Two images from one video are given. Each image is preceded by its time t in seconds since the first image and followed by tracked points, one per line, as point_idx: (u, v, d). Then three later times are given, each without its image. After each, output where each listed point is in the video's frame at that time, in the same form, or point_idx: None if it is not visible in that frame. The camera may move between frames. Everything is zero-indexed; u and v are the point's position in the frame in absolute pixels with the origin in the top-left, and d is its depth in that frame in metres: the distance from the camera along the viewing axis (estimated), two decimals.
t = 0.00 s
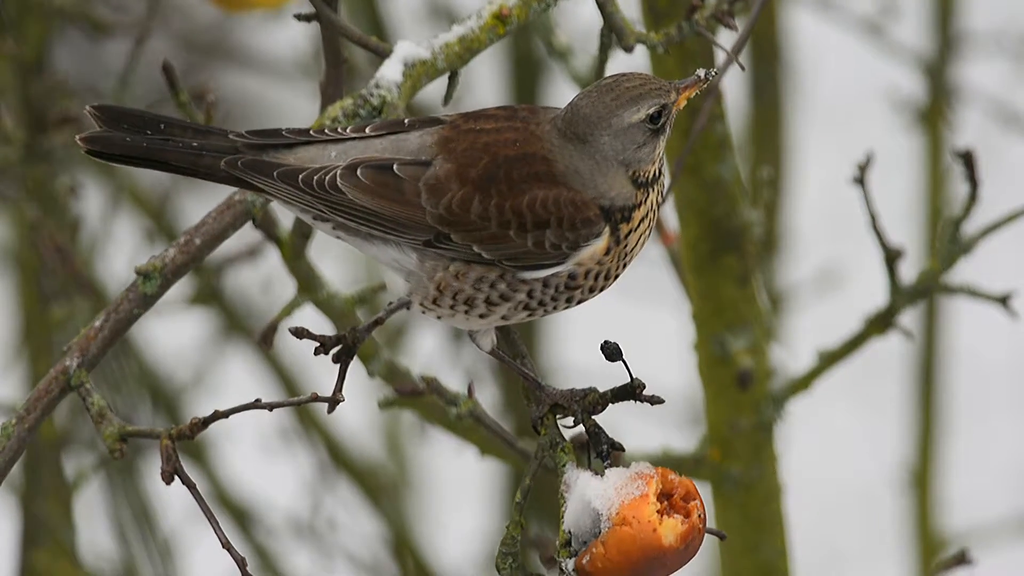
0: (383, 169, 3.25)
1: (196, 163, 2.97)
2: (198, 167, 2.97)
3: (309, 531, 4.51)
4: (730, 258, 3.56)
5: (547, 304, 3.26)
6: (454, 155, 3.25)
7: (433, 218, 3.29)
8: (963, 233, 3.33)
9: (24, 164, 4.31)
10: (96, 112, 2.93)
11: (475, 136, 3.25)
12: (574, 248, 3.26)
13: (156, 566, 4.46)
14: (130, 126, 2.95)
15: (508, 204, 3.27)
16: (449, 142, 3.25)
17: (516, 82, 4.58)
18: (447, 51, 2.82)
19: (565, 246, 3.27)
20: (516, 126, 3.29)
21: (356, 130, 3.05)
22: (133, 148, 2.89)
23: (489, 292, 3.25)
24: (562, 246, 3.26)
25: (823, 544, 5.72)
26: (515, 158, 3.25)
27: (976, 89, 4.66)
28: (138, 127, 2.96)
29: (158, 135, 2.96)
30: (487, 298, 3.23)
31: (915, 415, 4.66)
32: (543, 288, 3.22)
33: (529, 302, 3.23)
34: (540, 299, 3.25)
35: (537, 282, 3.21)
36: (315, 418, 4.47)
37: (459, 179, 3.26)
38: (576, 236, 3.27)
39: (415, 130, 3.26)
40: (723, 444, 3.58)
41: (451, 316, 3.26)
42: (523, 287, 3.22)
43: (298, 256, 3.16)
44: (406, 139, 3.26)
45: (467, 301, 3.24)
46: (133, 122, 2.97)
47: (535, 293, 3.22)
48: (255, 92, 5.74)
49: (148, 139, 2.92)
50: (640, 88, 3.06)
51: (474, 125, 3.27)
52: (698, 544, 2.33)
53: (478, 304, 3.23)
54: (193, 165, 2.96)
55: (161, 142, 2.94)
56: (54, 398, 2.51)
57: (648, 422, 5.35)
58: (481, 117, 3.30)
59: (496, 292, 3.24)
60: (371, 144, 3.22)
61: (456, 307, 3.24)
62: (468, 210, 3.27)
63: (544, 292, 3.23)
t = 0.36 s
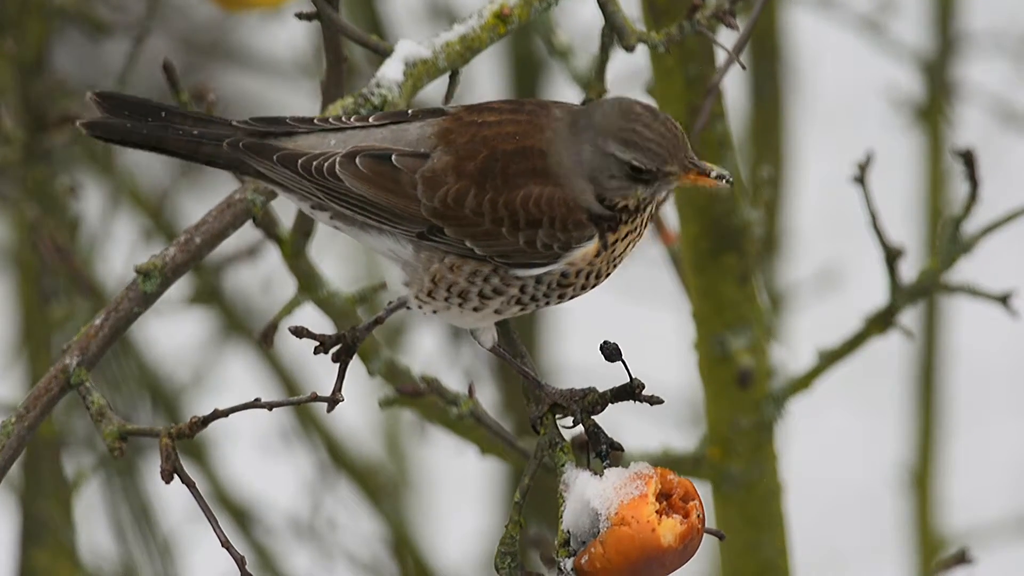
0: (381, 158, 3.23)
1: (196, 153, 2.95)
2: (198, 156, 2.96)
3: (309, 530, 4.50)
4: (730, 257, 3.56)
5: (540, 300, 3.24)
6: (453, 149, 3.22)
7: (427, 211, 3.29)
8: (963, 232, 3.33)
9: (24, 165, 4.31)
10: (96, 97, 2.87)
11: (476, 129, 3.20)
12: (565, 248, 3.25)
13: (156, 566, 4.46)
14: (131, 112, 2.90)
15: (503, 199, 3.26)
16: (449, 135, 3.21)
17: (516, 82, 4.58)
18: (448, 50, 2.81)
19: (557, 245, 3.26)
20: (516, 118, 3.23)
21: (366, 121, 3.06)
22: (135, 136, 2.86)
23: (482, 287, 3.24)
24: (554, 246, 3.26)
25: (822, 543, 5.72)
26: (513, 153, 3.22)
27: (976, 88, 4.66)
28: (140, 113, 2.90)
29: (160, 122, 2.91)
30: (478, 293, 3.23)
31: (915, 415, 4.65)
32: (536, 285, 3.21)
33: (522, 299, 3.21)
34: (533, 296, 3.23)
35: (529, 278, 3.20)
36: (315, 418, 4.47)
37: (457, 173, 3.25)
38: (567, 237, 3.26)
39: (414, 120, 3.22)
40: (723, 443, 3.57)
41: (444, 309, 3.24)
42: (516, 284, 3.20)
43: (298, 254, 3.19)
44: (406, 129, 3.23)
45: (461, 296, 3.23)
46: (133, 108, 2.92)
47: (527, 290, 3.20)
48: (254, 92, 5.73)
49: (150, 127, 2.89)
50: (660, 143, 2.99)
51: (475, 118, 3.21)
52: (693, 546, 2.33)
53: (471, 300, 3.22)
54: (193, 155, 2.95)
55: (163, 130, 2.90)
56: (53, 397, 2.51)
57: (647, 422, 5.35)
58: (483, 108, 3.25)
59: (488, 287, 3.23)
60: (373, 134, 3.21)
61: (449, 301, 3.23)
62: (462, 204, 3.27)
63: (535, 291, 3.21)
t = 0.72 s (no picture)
0: (388, 155, 3.22)
1: (207, 137, 2.97)
2: (211, 139, 2.98)
3: (309, 530, 4.50)
4: (730, 258, 3.56)
5: (532, 310, 3.21)
6: (464, 151, 3.21)
7: (428, 213, 3.27)
8: (963, 232, 3.33)
9: (24, 164, 4.31)
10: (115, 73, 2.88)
11: (490, 135, 3.20)
12: (561, 263, 3.22)
13: (157, 565, 4.46)
14: (147, 91, 2.91)
15: (506, 207, 3.24)
16: (460, 137, 3.22)
17: (516, 82, 4.58)
18: (447, 50, 2.81)
19: (552, 259, 3.22)
20: (535, 129, 3.23)
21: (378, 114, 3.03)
22: (149, 116, 2.87)
23: (475, 292, 3.21)
24: (549, 260, 3.22)
25: (823, 543, 5.73)
26: (524, 162, 3.21)
27: (976, 89, 4.65)
28: (155, 93, 2.91)
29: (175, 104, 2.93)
30: (472, 297, 3.20)
31: (915, 416, 4.66)
32: (529, 296, 3.18)
33: (513, 309, 3.19)
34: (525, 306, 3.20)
35: (523, 289, 3.17)
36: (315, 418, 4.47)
37: (463, 177, 3.23)
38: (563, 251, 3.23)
39: (428, 121, 3.25)
40: (723, 443, 3.57)
41: (438, 308, 3.21)
42: (508, 293, 3.18)
43: (298, 255, 3.19)
44: (418, 128, 3.25)
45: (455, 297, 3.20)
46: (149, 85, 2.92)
47: (521, 299, 3.18)
48: (254, 92, 5.73)
49: (163, 107, 2.91)
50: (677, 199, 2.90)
51: (491, 125, 3.22)
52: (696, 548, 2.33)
53: (465, 302, 3.20)
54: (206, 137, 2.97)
55: (178, 111, 2.92)
56: (53, 398, 2.51)
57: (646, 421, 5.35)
58: (503, 116, 3.25)
59: (482, 292, 3.21)
60: (383, 129, 3.21)
61: (444, 300, 3.20)
62: (464, 208, 3.24)
63: (527, 300, 3.19)
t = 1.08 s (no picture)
0: (480, 174, 3.14)
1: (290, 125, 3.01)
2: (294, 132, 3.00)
3: (308, 530, 4.51)
4: (730, 259, 3.56)
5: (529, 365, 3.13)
6: (569, 215, 3.06)
7: (489, 245, 3.09)
8: (963, 233, 3.33)
9: (21, 165, 4.29)
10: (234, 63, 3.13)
11: (607, 221, 3.05)
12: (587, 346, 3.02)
13: (156, 566, 4.46)
14: (259, 84, 3.11)
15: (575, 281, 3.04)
16: (563, 199, 3.09)
17: (515, 82, 4.59)
18: (449, 54, 2.82)
19: (585, 339, 3.02)
20: (653, 252, 3.05)
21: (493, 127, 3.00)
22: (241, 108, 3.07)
23: (493, 326, 3.12)
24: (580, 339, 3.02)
25: (822, 543, 5.74)
26: (626, 264, 3.03)
27: (975, 89, 4.66)
28: (263, 88, 3.11)
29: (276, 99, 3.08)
30: (490, 327, 3.12)
31: (914, 416, 4.66)
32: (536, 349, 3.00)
33: (515, 355, 3.13)
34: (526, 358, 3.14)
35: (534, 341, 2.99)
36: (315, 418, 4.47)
37: (546, 233, 3.07)
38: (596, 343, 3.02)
39: (534, 163, 3.16)
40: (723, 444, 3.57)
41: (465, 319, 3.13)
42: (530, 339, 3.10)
43: (299, 256, 3.19)
44: (525, 170, 3.15)
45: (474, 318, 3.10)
46: (268, 84, 3.12)
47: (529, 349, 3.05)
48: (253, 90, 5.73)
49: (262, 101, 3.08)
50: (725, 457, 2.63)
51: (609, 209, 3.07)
52: (697, 567, 2.33)
53: (483, 325, 3.12)
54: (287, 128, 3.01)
55: (275, 107, 3.07)
56: (53, 401, 2.51)
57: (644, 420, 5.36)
58: (629, 215, 3.07)
59: (501, 329, 3.12)
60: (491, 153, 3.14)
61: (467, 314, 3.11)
62: (524, 257, 3.07)
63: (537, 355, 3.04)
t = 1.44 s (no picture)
0: (388, 155, 3.26)
1: (203, 164, 3.02)
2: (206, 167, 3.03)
3: (308, 531, 4.51)
4: (729, 258, 3.55)
5: (518, 318, 3.20)
6: (474, 158, 3.23)
7: (425, 215, 3.31)
8: (962, 232, 3.33)
9: (22, 164, 4.31)
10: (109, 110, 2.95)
11: (506, 146, 3.22)
12: (554, 271, 3.24)
13: (156, 566, 4.47)
14: (142, 127, 2.98)
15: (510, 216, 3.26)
16: (467, 142, 3.25)
17: (515, 82, 4.59)
18: (444, 49, 2.81)
19: (547, 267, 3.24)
20: (554, 149, 3.23)
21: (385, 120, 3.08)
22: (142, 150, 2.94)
23: (465, 297, 3.26)
24: (543, 268, 3.24)
25: (822, 545, 5.73)
26: (540, 178, 3.23)
27: (975, 89, 4.66)
28: (149, 128, 2.97)
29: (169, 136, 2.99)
30: (462, 301, 3.26)
31: (915, 417, 4.65)
32: (516, 303, 3.19)
33: (499, 316, 3.20)
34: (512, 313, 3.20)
35: (510, 295, 3.19)
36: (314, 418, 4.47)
37: (466, 181, 3.25)
38: (558, 259, 3.25)
39: (429, 126, 3.31)
40: (722, 443, 3.57)
41: (429, 308, 3.30)
42: (496, 300, 3.20)
43: (295, 255, 3.18)
44: (420, 134, 3.30)
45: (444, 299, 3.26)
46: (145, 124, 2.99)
47: (508, 305, 3.19)
48: (255, 92, 5.74)
49: (157, 141, 2.96)
50: (706, 187, 2.99)
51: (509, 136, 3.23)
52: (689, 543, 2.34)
53: (454, 304, 3.27)
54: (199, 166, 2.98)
55: (172, 144, 2.97)
56: (48, 395, 2.51)
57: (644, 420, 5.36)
58: (523, 126, 3.25)
59: (472, 296, 3.25)
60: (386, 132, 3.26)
61: (433, 300, 3.28)
62: (461, 213, 3.28)
63: (514, 308, 3.19)
